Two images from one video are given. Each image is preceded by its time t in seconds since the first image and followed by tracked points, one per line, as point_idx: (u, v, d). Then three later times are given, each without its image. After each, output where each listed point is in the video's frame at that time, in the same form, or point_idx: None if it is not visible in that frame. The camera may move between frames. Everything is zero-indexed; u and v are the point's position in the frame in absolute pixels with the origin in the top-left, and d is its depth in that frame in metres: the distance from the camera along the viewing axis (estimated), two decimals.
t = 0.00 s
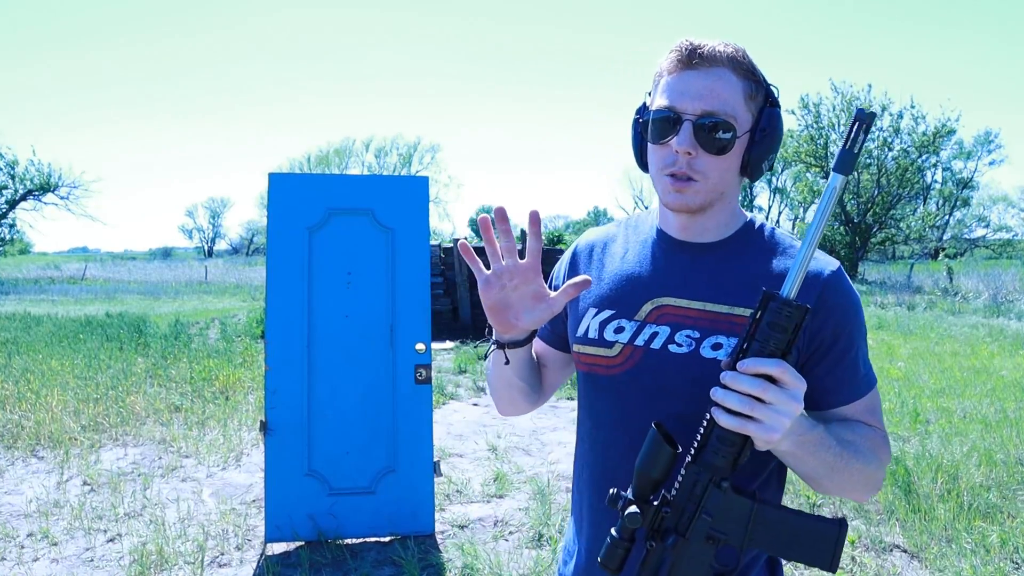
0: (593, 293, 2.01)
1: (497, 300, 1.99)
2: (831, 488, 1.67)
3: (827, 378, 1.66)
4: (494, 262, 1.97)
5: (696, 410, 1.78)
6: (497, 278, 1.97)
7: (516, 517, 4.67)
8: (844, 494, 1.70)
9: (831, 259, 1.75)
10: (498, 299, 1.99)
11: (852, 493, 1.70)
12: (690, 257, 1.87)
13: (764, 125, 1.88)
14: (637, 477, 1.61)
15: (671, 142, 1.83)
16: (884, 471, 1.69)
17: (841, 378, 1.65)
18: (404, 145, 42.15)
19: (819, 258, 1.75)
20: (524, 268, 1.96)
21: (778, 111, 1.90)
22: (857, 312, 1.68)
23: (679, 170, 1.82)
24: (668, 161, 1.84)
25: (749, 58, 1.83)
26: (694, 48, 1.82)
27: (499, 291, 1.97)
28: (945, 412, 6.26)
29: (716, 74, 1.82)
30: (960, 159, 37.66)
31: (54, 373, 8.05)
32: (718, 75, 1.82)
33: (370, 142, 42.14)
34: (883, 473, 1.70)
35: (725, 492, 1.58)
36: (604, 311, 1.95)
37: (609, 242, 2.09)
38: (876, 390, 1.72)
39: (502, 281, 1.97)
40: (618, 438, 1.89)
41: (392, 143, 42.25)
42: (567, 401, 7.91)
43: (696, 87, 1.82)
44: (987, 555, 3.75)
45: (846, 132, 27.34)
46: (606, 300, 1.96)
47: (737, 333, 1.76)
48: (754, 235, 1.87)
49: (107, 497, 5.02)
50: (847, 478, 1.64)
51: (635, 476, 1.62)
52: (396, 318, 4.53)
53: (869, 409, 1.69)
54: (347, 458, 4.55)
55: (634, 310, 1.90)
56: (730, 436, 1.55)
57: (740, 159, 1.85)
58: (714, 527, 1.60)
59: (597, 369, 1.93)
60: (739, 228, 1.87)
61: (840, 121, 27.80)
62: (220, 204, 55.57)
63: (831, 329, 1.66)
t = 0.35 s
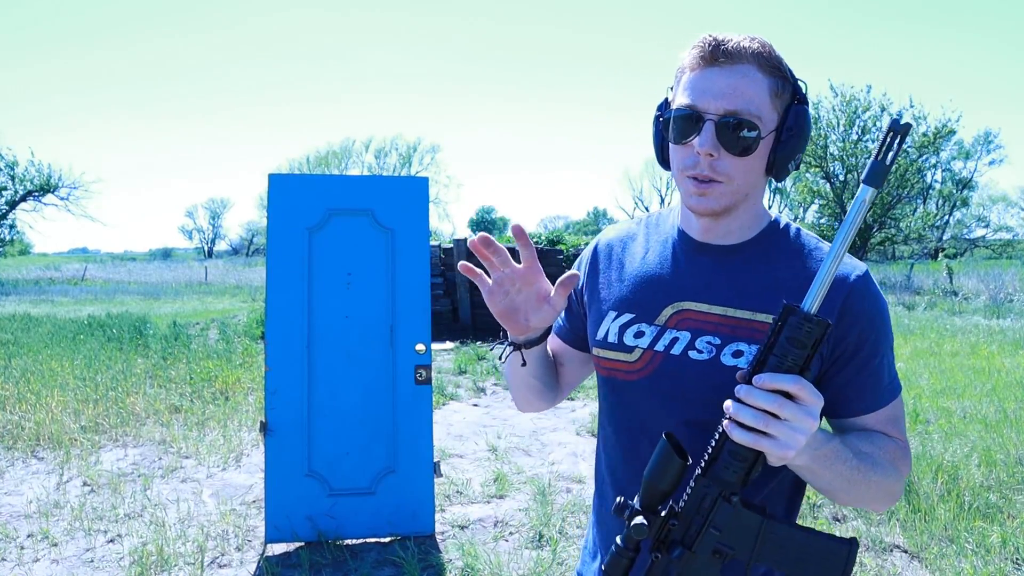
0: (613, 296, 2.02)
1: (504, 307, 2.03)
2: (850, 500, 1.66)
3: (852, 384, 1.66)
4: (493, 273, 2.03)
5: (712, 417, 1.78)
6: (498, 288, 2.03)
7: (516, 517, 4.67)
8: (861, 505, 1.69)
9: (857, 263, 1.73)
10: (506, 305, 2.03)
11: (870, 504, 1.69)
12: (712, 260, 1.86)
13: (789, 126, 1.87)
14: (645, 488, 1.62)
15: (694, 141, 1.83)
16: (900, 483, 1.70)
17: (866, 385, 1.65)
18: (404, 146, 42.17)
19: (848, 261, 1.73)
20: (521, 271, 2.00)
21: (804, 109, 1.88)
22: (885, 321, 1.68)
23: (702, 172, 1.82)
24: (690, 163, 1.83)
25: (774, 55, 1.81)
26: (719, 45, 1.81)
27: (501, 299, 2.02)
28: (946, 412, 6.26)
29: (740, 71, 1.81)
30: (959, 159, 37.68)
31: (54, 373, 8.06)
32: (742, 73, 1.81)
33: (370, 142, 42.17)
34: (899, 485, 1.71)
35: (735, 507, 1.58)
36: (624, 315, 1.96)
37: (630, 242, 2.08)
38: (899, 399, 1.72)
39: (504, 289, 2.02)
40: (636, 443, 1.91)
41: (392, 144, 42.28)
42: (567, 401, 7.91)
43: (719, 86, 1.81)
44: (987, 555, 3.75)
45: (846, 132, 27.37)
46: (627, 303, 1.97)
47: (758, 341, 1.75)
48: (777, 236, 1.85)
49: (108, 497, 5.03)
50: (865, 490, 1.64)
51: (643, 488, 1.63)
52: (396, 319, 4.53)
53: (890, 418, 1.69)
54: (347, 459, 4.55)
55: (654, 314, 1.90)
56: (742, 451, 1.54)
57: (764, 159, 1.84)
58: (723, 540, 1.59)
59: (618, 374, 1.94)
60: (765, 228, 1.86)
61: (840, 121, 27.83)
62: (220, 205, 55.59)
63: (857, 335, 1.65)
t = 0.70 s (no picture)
0: (631, 298, 2.02)
1: (552, 239, 1.93)
2: (856, 517, 1.65)
3: (857, 400, 1.65)
4: (569, 201, 1.91)
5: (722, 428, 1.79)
6: (561, 217, 1.91)
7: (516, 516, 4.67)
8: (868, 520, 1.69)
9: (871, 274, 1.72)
10: (553, 238, 1.93)
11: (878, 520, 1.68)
12: (724, 268, 1.86)
13: (811, 132, 1.84)
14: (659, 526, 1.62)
15: (711, 142, 1.82)
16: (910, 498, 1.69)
17: (871, 403, 1.64)
18: (404, 145, 42.14)
19: (860, 272, 1.72)
20: (592, 220, 1.91)
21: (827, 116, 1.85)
22: (896, 337, 1.65)
23: (718, 173, 1.82)
24: (706, 162, 1.83)
25: (797, 59, 1.81)
26: (743, 45, 1.81)
27: (559, 227, 1.90)
28: (946, 411, 6.26)
29: (762, 73, 1.81)
30: (959, 159, 37.68)
31: (54, 372, 8.06)
32: (764, 75, 1.80)
33: (370, 141, 42.16)
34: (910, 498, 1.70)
35: (753, 540, 1.53)
36: (641, 320, 1.97)
37: (650, 245, 2.08)
38: (912, 415, 1.70)
39: (566, 222, 1.91)
40: (654, 456, 1.93)
41: (392, 143, 42.27)
42: (567, 401, 7.91)
43: (741, 87, 1.80)
44: (988, 554, 3.75)
45: (846, 131, 27.36)
46: (643, 308, 1.98)
47: (764, 356, 1.74)
48: (791, 243, 1.83)
49: (107, 496, 5.02)
50: (872, 508, 1.64)
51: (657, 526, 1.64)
52: (396, 319, 4.53)
53: (900, 434, 1.67)
54: (346, 458, 4.55)
55: (669, 322, 1.91)
56: (755, 480, 1.51)
57: (782, 164, 1.83)
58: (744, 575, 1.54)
59: (633, 378, 1.95)
60: (779, 233, 1.84)
61: (840, 120, 27.82)
62: (220, 205, 55.56)
63: (861, 351, 1.65)
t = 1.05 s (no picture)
0: (637, 285, 2.03)
1: (574, 180, 2.06)
2: (849, 503, 1.66)
3: (851, 390, 1.66)
4: (598, 148, 2.07)
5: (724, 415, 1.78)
6: (588, 161, 2.06)
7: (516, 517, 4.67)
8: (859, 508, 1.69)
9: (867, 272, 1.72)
10: (574, 179, 2.06)
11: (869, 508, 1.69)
12: (727, 263, 1.86)
13: (815, 138, 1.84)
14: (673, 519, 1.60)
15: (717, 142, 1.84)
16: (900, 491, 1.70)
17: (867, 393, 1.64)
18: (404, 146, 42.16)
19: (858, 270, 1.72)
20: (615, 168, 2.06)
21: (833, 125, 1.86)
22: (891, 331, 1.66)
23: (723, 171, 1.82)
24: (712, 162, 1.84)
25: (805, 68, 1.83)
26: (753, 51, 1.83)
27: (582, 164, 2.04)
28: (946, 412, 6.26)
29: (769, 79, 1.82)
30: (959, 159, 37.68)
31: (54, 373, 8.06)
32: (771, 80, 1.82)
33: (370, 142, 42.20)
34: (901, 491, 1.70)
35: (767, 526, 1.55)
36: (646, 305, 1.97)
37: (658, 238, 2.08)
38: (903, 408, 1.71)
39: (589, 163, 2.05)
40: (656, 447, 1.89)
41: (391, 144, 42.29)
42: (567, 401, 7.90)
43: (748, 91, 1.82)
44: (988, 555, 3.74)
45: (846, 132, 27.37)
46: (648, 295, 1.98)
47: (766, 344, 1.75)
48: (792, 244, 1.83)
49: (108, 497, 5.03)
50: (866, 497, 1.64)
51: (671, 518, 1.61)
52: (396, 319, 4.53)
53: (892, 426, 1.69)
54: (346, 459, 4.55)
55: (673, 308, 1.91)
56: (768, 467, 1.52)
57: (785, 168, 1.83)
58: (759, 560, 1.55)
59: (636, 361, 1.95)
60: (780, 236, 1.85)
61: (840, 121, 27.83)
62: (220, 206, 55.61)
63: (859, 344, 1.65)
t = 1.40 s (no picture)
0: (631, 289, 2.03)
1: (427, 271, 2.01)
2: (837, 453, 1.69)
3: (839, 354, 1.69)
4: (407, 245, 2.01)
5: (722, 395, 1.78)
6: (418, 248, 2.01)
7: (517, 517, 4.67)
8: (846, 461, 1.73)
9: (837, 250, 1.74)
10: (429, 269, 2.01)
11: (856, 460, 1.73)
12: (715, 255, 1.88)
13: (765, 129, 1.89)
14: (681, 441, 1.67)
15: (680, 153, 1.91)
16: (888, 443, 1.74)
17: (853, 356, 1.69)
18: (404, 146, 42.16)
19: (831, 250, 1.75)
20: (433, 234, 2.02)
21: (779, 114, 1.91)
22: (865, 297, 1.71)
23: (692, 177, 1.88)
24: (680, 170, 1.90)
25: (741, 71, 1.90)
26: (691, 71, 1.92)
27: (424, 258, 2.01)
28: (946, 412, 6.26)
29: (711, 90, 1.90)
30: (959, 159, 37.68)
31: (55, 373, 8.06)
32: (713, 89, 1.89)
33: (370, 142, 42.20)
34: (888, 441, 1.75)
35: (765, 455, 1.61)
36: (641, 304, 1.97)
37: (646, 244, 2.10)
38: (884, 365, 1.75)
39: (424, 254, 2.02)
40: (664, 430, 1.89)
41: (391, 144, 42.29)
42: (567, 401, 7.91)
43: (695, 102, 1.90)
44: (988, 555, 3.75)
45: (846, 131, 27.36)
46: (641, 293, 1.98)
47: (759, 318, 1.76)
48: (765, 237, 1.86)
49: (108, 497, 5.03)
50: (855, 448, 1.67)
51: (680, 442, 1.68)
52: (396, 318, 4.53)
53: (877, 381, 1.73)
54: (346, 459, 4.55)
55: (666, 299, 1.91)
56: (769, 399, 1.60)
57: (746, 161, 1.88)
58: (757, 487, 1.62)
59: (635, 357, 1.95)
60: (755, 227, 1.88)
61: (840, 121, 27.83)
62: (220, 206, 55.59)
63: (841, 314, 1.68)
